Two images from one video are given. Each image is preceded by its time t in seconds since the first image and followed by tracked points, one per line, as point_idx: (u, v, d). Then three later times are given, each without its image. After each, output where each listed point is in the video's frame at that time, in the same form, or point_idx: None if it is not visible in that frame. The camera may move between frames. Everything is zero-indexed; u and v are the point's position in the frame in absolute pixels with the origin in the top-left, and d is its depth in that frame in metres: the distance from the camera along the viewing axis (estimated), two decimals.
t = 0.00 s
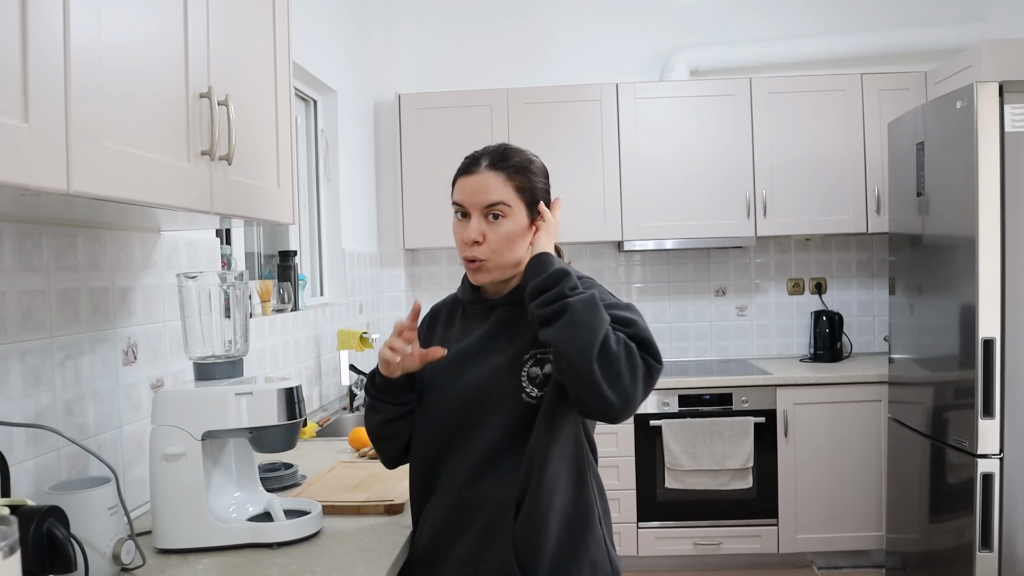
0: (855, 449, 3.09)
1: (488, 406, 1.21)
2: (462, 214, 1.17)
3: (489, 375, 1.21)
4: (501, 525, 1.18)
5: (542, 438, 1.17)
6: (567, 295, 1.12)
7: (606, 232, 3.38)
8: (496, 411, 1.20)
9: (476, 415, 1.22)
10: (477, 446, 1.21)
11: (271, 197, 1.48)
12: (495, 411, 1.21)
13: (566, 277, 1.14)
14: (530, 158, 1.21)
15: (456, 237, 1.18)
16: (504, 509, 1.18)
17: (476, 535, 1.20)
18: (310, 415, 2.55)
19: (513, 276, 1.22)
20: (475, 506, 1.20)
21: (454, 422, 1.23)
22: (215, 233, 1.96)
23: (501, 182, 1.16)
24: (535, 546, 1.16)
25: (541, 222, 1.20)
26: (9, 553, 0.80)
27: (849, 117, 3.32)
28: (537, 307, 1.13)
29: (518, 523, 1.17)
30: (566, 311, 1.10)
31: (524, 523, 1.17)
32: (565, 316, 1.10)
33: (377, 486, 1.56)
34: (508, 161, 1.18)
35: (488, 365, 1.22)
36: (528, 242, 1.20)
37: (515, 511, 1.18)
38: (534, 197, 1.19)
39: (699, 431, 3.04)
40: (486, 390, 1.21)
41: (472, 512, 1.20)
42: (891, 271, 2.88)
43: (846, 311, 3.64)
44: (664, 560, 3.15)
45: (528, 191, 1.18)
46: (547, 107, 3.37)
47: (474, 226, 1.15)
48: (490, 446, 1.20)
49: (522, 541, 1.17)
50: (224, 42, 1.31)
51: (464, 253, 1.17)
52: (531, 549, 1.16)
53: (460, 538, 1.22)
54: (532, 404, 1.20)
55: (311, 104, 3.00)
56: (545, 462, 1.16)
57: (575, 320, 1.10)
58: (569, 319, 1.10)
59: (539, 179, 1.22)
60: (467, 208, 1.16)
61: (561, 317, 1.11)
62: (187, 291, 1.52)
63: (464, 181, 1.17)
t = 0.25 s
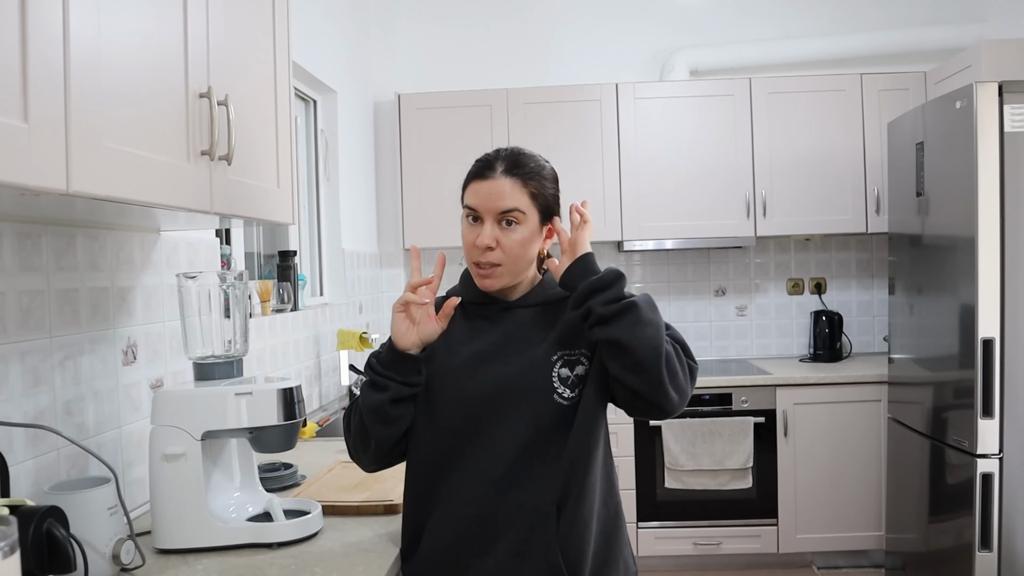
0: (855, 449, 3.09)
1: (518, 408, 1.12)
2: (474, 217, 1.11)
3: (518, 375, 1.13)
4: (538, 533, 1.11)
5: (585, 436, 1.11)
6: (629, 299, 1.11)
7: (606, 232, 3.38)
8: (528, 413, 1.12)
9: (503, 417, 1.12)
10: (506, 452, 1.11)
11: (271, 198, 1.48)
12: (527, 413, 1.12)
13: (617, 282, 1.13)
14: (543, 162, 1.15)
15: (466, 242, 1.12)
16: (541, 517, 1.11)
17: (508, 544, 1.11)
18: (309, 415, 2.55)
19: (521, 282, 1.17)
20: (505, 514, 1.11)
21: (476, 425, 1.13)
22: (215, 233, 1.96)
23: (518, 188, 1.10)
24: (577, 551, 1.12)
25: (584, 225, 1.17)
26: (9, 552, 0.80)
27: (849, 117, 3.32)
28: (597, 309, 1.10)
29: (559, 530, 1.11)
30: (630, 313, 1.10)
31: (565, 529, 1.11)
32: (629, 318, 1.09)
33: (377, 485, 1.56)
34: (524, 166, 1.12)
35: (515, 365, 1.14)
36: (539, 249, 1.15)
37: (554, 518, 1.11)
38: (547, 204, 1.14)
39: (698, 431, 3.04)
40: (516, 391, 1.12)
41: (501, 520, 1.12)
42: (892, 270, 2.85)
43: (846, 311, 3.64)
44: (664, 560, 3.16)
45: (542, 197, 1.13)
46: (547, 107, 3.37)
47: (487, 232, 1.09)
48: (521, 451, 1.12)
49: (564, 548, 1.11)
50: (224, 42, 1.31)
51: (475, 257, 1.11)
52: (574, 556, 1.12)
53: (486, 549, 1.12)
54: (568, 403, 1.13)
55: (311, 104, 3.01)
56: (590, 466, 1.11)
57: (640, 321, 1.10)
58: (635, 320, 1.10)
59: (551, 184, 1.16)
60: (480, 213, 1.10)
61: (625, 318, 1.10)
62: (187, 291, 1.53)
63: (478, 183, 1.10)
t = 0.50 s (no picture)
0: (855, 449, 3.09)
1: (539, 411, 1.13)
2: (479, 222, 1.10)
3: (537, 378, 1.13)
4: (565, 532, 1.12)
5: (611, 433, 1.13)
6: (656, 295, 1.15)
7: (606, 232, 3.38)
8: (549, 415, 1.13)
9: (524, 420, 1.12)
10: (530, 454, 1.12)
11: (271, 198, 1.48)
12: (549, 415, 1.13)
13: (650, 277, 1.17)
14: (552, 169, 1.15)
15: (470, 246, 1.11)
16: (568, 516, 1.12)
17: (535, 546, 1.12)
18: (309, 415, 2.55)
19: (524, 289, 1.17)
20: (531, 516, 1.12)
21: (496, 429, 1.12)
22: (215, 233, 1.96)
23: (525, 194, 1.09)
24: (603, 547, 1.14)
25: (603, 222, 1.23)
26: (9, 552, 0.80)
27: (849, 117, 3.32)
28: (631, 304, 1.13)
29: (586, 528, 1.13)
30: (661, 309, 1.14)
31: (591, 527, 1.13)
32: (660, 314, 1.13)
33: (377, 486, 1.56)
34: (533, 173, 1.11)
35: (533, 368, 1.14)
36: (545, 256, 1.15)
37: (581, 517, 1.12)
38: (554, 211, 1.14)
39: (698, 431, 3.04)
40: (537, 393, 1.13)
41: (527, 523, 1.12)
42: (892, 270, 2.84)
43: (846, 311, 3.64)
44: (664, 560, 3.16)
45: (549, 204, 1.12)
46: (547, 107, 3.37)
47: (492, 238, 1.08)
48: (545, 452, 1.12)
49: (591, 545, 1.13)
50: (224, 42, 1.31)
51: (479, 263, 1.10)
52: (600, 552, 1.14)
53: (513, 552, 1.12)
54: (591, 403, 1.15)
55: (311, 104, 3.01)
56: (614, 463, 1.13)
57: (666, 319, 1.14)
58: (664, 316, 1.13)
59: (560, 192, 1.16)
60: (486, 218, 1.09)
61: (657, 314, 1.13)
62: (187, 291, 1.52)
63: (484, 188, 1.10)
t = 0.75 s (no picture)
0: (855, 449, 3.09)
1: (550, 413, 1.13)
2: (484, 225, 1.10)
3: (549, 380, 1.13)
4: (577, 533, 1.12)
5: (623, 433, 1.14)
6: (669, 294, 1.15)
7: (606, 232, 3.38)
8: (560, 415, 1.13)
9: (535, 422, 1.12)
10: (542, 455, 1.12)
11: (270, 198, 1.48)
12: (559, 417, 1.13)
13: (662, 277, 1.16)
14: (560, 173, 1.15)
15: (474, 249, 1.11)
16: (579, 518, 1.12)
17: (548, 547, 1.12)
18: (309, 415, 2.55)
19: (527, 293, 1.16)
20: (543, 517, 1.12)
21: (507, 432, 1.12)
22: (215, 233, 1.96)
23: (529, 200, 1.09)
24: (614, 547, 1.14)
25: (610, 224, 1.23)
26: (10, 552, 0.80)
27: (848, 117, 3.33)
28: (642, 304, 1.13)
29: (598, 529, 1.13)
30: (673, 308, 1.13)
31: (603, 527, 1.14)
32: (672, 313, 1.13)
33: (377, 486, 1.56)
34: (540, 176, 1.11)
35: (544, 370, 1.14)
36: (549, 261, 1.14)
37: (592, 518, 1.13)
38: (559, 216, 1.13)
39: (698, 431, 3.04)
40: (548, 395, 1.13)
41: (540, 524, 1.12)
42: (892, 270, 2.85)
43: (846, 311, 3.64)
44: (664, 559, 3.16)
45: (555, 209, 1.12)
46: (547, 107, 3.37)
47: (496, 241, 1.08)
48: (556, 454, 1.13)
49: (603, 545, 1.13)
50: (224, 42, 1.31)
51: (482, 266, 1.10)
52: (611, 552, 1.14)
53: (525, 555, 1.12)
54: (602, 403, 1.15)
55: (311, 104, 3.01)
56: (626, 463, 1.14)
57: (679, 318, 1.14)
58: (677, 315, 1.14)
59: (568, 200, 1.16)
60: (491, 221, 1.09)
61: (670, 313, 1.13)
62: (187, 291, 1.52)
63: (490, 193, 1.10)
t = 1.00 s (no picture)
0: (854, 449, 3.09)
1: (549, 412, 1.13)
2: (494, 218, 1.11)
3: (548, 378, 1.13)
4: (576, 531, 1.12)
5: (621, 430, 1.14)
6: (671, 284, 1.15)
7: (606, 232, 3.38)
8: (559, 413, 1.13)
9: (535, 420, 1.12)
10: (541, 453, 1.12)
11: (270, 198, 1.48)
12: (559, 414, 1.13)
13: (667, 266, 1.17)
14: (582, 181, 1.14)
15: (480, 239, 1.12)
16: (578, 515, 1.12)
17: (546, 545, 1.12)
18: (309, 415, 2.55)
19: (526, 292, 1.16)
20: (542, 514, 1.12)
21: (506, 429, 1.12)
22: (215, 233, 1.96)
23: (542, 200, 1.09)
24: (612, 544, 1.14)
25: (620, 216, 1.22)
26: (9, 552, 0.80)
27: (849, 117, 3.33)
28: (646, 290, 1.14)
29: (597, 526, 1.13)
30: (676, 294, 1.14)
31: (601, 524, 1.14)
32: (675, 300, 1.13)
33: (377, 485, 1.56)
34: (558, 179, 1.11)
35: (543, 368, 1.14)
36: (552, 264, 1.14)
37: (591, 515, 1.13)
38: (571, 223, 1.13)
39: (698, 431, 3.04)
40: (548, 392, 1.12)
41: (538, 521, 1.12)
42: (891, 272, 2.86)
43: (845, 311, 3.64)
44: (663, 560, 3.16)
45: (568, 215, 1.12)
46: (547, 107, 3.37)
47: (500, 235, 1.08)
48: (555, 451, 1.13)
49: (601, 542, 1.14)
50: (224, 42, 1.31)
51: (484, 257, 1.10)
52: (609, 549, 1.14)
53: (523, 552, 1.12)
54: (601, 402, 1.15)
55: (311, 103, 3.01)
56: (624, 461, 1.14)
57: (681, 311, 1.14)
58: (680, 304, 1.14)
59: (586, 207, 1.15)
60: (500, 214, 1.10)
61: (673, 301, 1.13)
62: (187, 291, 1.52)
63: (506, 186, 1.10)
